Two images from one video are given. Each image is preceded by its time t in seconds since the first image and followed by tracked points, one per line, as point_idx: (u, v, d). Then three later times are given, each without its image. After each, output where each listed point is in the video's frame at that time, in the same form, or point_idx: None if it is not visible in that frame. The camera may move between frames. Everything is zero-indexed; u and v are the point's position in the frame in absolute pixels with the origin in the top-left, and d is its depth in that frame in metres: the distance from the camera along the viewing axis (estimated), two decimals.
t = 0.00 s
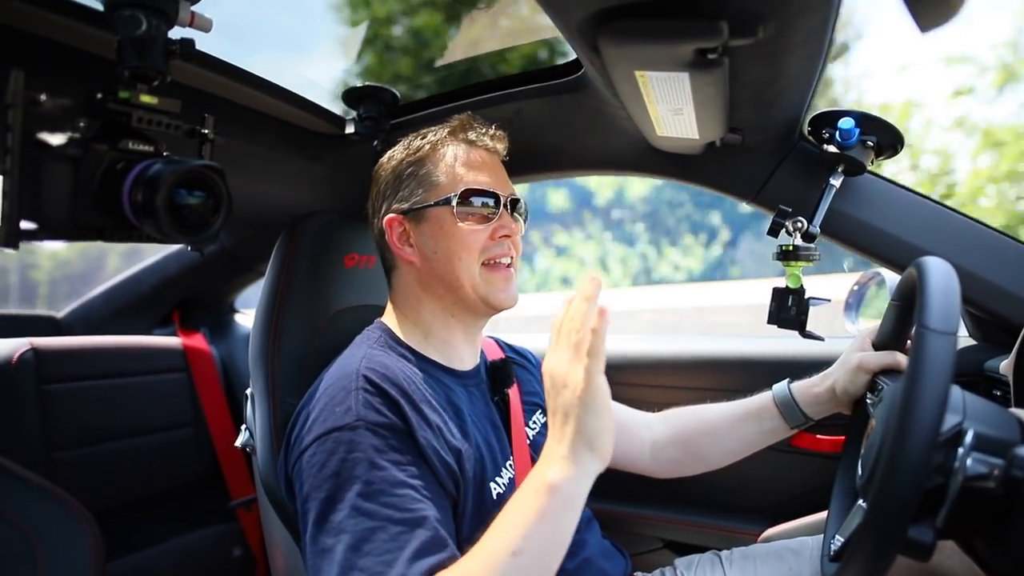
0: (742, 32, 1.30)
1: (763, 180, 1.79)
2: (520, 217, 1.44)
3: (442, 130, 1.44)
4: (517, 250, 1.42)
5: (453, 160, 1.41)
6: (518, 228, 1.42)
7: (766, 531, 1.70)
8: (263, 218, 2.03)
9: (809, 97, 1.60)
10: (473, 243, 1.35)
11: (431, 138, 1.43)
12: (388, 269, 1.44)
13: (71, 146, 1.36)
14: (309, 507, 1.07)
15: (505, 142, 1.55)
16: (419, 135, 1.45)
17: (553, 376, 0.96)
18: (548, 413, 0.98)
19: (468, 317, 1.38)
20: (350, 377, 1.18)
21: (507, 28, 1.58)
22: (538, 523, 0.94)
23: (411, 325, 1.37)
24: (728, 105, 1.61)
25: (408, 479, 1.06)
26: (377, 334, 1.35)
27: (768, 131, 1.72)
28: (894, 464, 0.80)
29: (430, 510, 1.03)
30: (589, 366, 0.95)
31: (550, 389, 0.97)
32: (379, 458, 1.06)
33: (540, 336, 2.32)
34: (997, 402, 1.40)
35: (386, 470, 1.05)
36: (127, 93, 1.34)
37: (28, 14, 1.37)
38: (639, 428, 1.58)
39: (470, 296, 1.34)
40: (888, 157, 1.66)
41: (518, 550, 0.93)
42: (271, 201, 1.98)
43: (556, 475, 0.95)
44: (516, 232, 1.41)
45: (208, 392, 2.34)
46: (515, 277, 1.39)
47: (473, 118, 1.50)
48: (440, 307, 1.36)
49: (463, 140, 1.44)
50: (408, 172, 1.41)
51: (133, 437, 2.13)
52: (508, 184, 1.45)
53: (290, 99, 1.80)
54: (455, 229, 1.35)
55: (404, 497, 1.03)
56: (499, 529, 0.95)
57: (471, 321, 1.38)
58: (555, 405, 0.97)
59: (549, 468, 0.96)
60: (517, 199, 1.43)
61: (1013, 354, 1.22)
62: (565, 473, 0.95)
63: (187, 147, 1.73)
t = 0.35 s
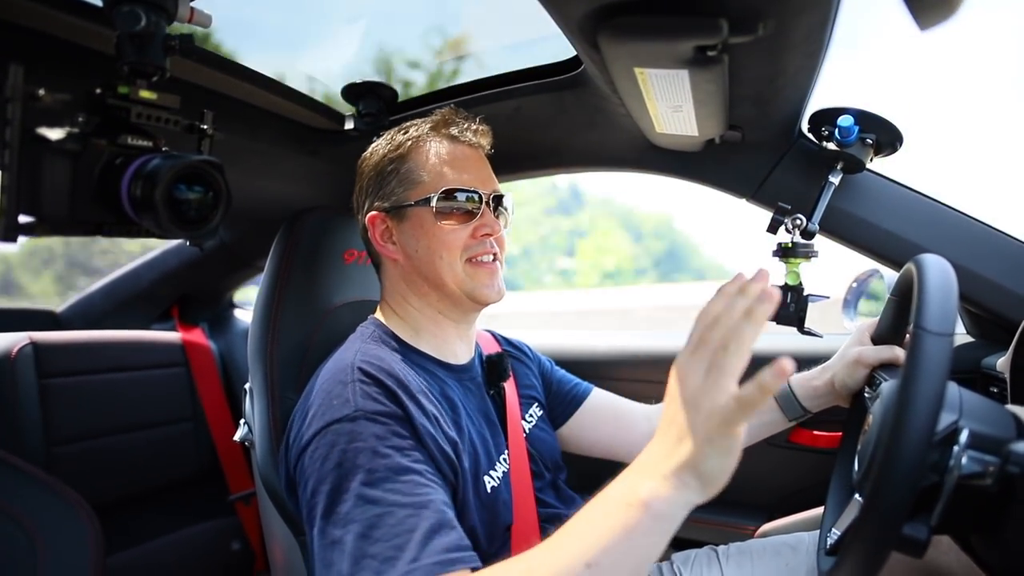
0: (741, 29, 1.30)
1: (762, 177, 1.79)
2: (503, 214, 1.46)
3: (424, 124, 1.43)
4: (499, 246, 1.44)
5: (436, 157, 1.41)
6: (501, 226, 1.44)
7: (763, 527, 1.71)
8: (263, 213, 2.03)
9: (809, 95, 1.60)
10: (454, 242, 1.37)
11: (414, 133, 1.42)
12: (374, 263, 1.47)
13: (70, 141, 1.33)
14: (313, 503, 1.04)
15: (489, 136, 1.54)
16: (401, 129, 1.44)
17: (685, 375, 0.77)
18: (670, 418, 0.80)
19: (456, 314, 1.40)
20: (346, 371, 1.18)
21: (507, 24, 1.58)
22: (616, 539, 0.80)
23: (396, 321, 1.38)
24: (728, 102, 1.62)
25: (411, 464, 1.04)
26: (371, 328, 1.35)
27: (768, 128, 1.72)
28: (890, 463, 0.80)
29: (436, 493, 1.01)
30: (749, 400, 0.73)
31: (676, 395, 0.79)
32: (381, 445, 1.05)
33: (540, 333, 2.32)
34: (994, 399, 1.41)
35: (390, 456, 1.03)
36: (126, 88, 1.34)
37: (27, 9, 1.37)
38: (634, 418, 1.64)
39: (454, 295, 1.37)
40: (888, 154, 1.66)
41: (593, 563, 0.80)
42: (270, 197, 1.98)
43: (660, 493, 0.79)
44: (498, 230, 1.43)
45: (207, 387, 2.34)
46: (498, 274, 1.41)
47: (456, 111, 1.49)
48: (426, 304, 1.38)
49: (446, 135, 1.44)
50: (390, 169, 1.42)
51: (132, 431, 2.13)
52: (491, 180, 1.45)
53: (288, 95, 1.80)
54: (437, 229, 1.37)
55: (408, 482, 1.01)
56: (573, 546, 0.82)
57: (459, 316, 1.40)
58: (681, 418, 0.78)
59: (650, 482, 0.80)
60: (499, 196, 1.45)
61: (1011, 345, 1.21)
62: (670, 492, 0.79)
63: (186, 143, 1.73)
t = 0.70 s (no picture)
0: (741, 32, 1.30)
1: (762, 180, 1.79)
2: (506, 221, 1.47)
3: (429, 131, 1.43)
4: (503, 251, 1.45)
5: (440, 162, 1.40)
6: (504, 231, 1.45)
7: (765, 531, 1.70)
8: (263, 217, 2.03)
9: (809, 98, 1.60)
10: (459, 247, 1.37)
11: (418, 140, 1.41)
12: (380, 270, 1.47)
13: (70, 145, 1.34)
14: (361, 495, 1.03)
15: (494, 143, 1.54)
16: (405, 136, 1.44)
17: (905, 401, 0.71)
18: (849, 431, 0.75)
19: (458, 319, 1.40)
20: (362, 369, 1.20)
21: (507, 27, 1.58)
22: (762, 522, 0.77)
23: (400, 326, 1.38)
24: (729, 105, 1.62)
25: (450, 441, 1.06)
26: (378, 331, 1.33)
27: (768, 131, 1.72)
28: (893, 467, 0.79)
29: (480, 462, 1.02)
30: (950, 461, 0.69)
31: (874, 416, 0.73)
32: (416, 429, 1.06)
33: (540, 336, 2.32)
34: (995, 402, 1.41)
35: (428, 436, 1.05)
36: (126, 91, 1.35)
37: (27, 13, 1.37)
38: (636, 423, 1.64)
39: (459, 299, 1.37)
40: (888, 158, 1.67)
41: (738, 541, 0.78)
42: (270, 200, 1.98)
43: (816, 493, 0.76)
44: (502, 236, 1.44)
45: (206, 391, 2.34)
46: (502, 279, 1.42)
47: (460, 118, 1.49)
48: (429, 309, 1.39)
49: (450, 141, 1.43)
50: (395, 175, 1.41)
51: (132, 436, 2.13)
52: (495, 187, 1.46)
53: (286, 97, 1.80)
54: (441, 233, 1.37)
55: (452, 455, 1.02)
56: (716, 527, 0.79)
57: (461, 320, 1.40)
58: (869, 441, 0.73)
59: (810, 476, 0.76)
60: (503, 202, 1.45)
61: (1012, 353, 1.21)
62: (826, 490, 0.75)
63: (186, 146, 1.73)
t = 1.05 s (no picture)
0: (742, 30, 1.30)
1: (762, 178, 1.79)
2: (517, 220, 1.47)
3: (444, 126, 1.43)
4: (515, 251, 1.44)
5: (456, 158, 1.41)
6: (516, 231, 1.44)
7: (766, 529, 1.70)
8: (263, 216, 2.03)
9: (809, 96, 1.60)
10: (472, 243, 1.36)
11: (434, 135, 1.42)
12: (385, 263, 1.45)
13: (71, 144, 1.34)
14: (357, 494, 1.04)
15: (507, 142, 1.55)
16: (420, 129, 1.44)
17: (903, 439, 0.67)
18: (843, 465, 0.72)
19: (466, 315, 1.39)
20: (358, 366, 1.20)
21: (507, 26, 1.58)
22: (751, 545, 0.77)
23: (407, 320, 1.36)
24: (729, 103, 1.62)
25: (449, 442, 1.06)
26: (372, 330, 1.33)
27: (768, 129, 1.72)
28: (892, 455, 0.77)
29: (479, 465, 1.03)
30: (943, 506, 0.66)
31: (869, 452, 0.70)
32: (414, 430, 1.07)
33: (542, 334, 2.32)
34: (996, 400, 1.41)
35: (427, 437, 1.06)
36: (127, 90, 1.36)
37: (27, 12, 1.37)
38: (634, 429, 1.64)
39: (470, 293, 1.36)
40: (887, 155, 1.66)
41: (727, 563, 0.78)
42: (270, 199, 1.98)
43: (805, 522, 0.75)
44: (514, 235, 1.44)
45: (207, 390, 2.34)
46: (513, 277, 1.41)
47: (475, 115, 1.49)
48: (436, 304, 1.37)
49: (465, 138, 1.44)
50: (409, 167, 1.41)
51: (133, 434, 2.13)
52: (508, 185, 1.46)
53: (285, 95, 1.80)
54: (455, 229, 1.36)
55: (451, 457, 1.03)
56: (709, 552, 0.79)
57: (468, 316, 1.39)
58: (863, 477, 0.70)
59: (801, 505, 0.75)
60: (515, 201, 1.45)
61: (1012, 349, 1.21)
62: (817, 520, 0.74)
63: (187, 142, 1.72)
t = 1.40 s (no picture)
0: (741, 29, 1.30)
1: (762, 175, 1.79)
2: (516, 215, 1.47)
3: (441, 122, 1.42)
4: (514, 246, 1.45)
5: (453, 153, 1.41)
6: (515, 226, 1.45)
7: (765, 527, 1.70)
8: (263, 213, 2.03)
9: (809, 94, 1.60)
10: (473, 241, 1.37)
11: (429, 129, 1.41)
12: (380, 264, 1.43)
13: (71, 141, 1.32)
14: (351, 490, 1.05)
15: (502, 136, 1.58)
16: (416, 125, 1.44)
17: (899, 434, 0.68)
18: (838, 463, 0.72)
19: (467, 313, 1.39)
20: (355, 363, 1.20)
21: (507, 24, 1.58)
22: (751, 541, 0.77)
23: (408, 317, 1.37)
24: (729, 101, 1.61)
25: (446, 442, 1.07)
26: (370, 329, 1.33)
27: (768, 127, 1.72)
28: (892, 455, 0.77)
29: (475, 466, 1.04)
30: (941, 501, 0.67)
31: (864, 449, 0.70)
32: (411, 429, 1.07)
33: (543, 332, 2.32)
34: (995, 398, 1.41)
35: (422, 436, 1.06)
36: (127, 87, 1.36)
37: (27, 8, 1.37)
38: (634, 426, 1.64)
39: (470, 292, 1.37)
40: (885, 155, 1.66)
41: (727, 556, 0.77)
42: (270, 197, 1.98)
43: (805, 518, 0.74)
44: (513, 230, 1.44)
45: (208, 388, 2.32)
46: (512, 273, 1.42)
47: (471, 112, 1.50)
48: (437, 303, 1.37)
49: (462, 132, 1.44)
50: (406, 164, 1.40)
51: (134, 431, 2.14)
52: (505, 180, 1.46)
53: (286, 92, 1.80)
54: (456, 227, 1.36)
55: (447, 456, 1.03)
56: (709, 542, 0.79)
57: (469, 313, 1.40)
58: (859, 474, 0.70)
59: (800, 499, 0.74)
60: (514, 196, 1.46)
61: (1011, 345, 1.21)
62: (815, 514, 0.74)
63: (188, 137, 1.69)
